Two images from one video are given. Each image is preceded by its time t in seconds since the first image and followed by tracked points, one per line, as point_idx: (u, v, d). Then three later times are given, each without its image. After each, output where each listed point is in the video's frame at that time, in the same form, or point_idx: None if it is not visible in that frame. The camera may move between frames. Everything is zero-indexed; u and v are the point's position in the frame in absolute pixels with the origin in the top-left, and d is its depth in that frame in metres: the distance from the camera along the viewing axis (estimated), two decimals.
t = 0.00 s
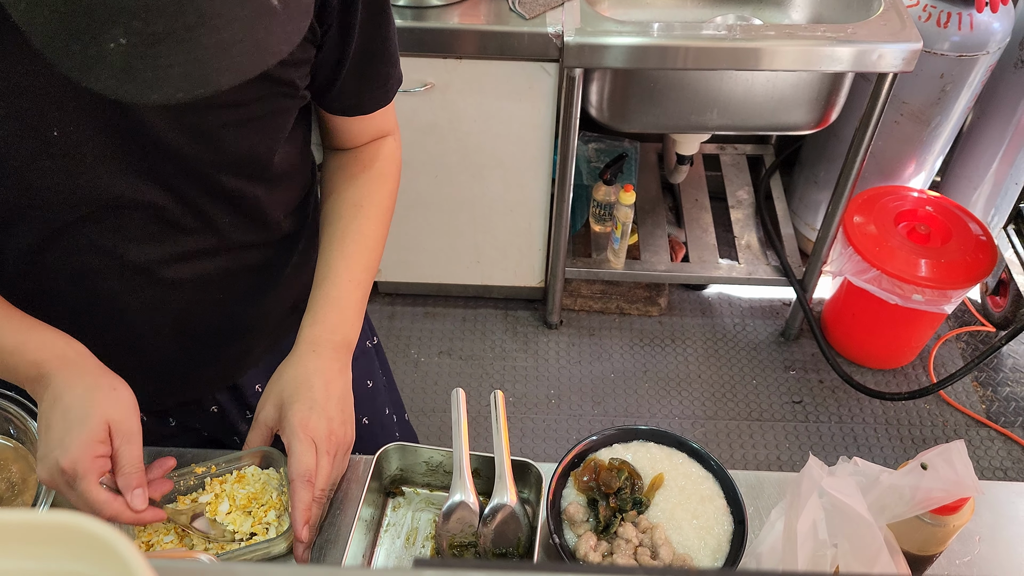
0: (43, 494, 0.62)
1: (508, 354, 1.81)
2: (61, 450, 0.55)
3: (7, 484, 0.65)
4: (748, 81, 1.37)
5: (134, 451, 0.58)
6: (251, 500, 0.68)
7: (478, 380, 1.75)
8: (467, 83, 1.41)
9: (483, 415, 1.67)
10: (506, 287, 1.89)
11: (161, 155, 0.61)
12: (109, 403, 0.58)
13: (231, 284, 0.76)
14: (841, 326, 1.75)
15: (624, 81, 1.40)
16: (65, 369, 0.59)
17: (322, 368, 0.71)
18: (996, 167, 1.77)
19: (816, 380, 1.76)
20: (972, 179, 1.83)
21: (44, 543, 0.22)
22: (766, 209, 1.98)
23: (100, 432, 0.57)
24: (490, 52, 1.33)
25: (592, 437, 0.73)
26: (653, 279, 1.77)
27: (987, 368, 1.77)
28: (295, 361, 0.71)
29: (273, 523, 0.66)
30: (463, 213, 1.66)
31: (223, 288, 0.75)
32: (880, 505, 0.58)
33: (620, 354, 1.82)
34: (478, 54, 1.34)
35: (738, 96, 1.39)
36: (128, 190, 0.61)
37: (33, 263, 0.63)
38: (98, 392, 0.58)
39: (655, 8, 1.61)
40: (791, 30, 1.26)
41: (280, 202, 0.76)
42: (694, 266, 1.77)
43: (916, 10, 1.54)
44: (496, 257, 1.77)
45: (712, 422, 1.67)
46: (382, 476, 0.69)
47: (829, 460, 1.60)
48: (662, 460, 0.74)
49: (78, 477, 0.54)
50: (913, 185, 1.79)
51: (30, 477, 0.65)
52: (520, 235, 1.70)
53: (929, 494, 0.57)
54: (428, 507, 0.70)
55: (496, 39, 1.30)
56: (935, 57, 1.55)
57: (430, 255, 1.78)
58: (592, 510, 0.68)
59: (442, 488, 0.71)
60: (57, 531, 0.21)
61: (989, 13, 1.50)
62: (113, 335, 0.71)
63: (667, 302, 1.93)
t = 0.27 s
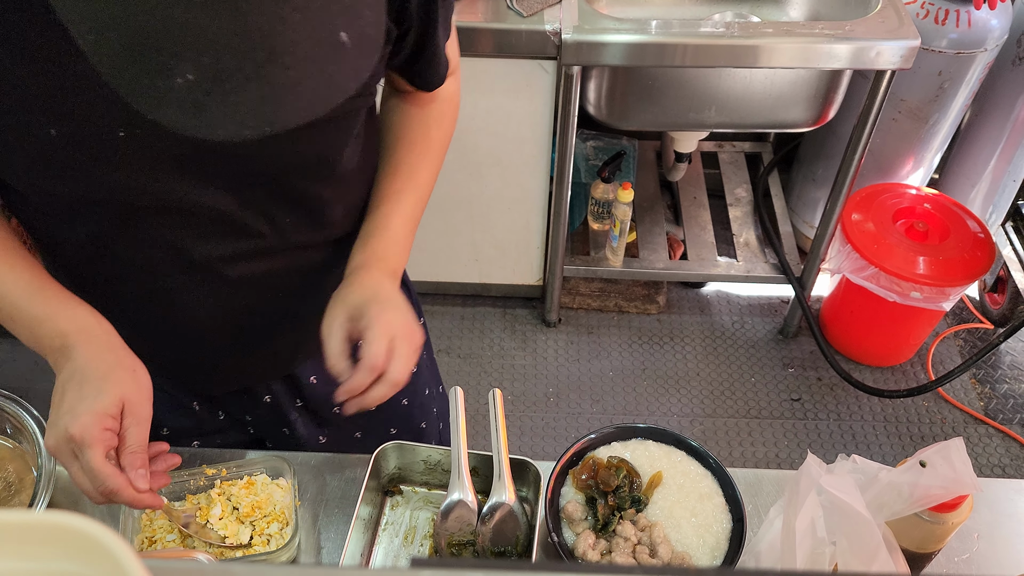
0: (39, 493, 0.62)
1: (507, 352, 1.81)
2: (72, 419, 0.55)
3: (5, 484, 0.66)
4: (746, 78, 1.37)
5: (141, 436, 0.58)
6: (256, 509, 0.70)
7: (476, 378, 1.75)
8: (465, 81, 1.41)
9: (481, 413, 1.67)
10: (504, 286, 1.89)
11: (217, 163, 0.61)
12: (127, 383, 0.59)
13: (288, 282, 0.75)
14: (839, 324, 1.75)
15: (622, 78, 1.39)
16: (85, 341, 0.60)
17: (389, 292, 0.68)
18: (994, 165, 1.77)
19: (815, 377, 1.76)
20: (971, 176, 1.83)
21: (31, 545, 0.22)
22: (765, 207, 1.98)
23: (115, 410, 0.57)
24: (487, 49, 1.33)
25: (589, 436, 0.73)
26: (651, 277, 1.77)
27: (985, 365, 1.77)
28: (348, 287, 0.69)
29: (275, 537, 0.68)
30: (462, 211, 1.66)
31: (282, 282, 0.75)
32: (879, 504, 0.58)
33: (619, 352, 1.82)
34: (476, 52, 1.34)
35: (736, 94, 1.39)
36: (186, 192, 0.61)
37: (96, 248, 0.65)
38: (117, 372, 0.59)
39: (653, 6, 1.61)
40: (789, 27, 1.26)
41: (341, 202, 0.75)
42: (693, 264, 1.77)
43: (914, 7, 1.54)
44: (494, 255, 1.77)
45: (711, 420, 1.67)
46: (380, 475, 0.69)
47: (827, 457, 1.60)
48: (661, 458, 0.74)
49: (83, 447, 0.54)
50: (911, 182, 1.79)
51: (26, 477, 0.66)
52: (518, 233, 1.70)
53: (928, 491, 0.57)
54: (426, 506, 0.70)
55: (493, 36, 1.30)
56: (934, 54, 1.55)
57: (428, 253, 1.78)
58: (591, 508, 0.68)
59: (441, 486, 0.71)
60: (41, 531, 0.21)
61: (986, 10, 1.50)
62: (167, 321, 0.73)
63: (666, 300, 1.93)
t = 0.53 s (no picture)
0: (36, 493, 0.62)
1: (505, 350, 1.81)
2: (70, 417, 0.62)
3: (1, 484, 0.66)
4: (744, 76, 1.36)
5: (137, 441, 0.62)
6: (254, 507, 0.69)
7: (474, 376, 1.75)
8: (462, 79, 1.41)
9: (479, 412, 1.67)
10: (502, 284, 1.89)
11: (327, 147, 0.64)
12: (129, 387, 0.63)
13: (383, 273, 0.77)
14: (836, 322, 1.75)
15: (619, 76, 1.39)
16: (111, 341, 0.65)
17: (605, 290, 0.73)
18: (992, 162, 1.78)
19: (813, 374, 1.76)
20: (968, 173, 1.83)
21: (27, 545, 0.22)
22: (763, 204, 1.98)
23: (106, 415, 0.62)
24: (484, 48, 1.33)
25: (587, 434, 0.73)
26: (649, 275, 1.77)
27: (983, 362, 1.77)
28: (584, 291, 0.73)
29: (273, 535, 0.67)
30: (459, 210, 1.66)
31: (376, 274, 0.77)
32: (876, 501, 0.59)
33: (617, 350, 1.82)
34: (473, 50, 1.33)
35: (733, 92, 1.39)
36: (294, 172, 0.64)
37: (202, 221, 0.68)
38: (123, 375, 0.64)
39: (651, 4, 1.61)
40: (786, 25, 1.26)
41: (441, 193, 0.77)
42: (690, 262, 1.77)
43: (911, 4, 1.54)
44: (492, 254, 1.77)
45: (709, 418, 1.67)
46: (378, 473, 0.69)
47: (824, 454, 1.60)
48: (658, 456, 0.74)
49: (69, 447, 0.61)
50: (909, 179, 1.79)
51: (23, 477, 0.66)
52: (516, 232, 1.70)
53: (925, 488, 0.57)
54: (424, 504, 0.70)
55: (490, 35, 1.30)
56: (931, 52, 1.55)
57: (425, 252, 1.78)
58: (588, 506, 0.68)
59: (438, 484, 0.71)
60: (37, 531, 0.21)
61: (983, 8, 1.50)
62: (261, 303, 0.75)
63: (664, 298, 1.93)
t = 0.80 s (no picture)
0: (32, 493, 0.62)
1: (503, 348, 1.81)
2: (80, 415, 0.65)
3: None
4: (741, 74, 1.36)
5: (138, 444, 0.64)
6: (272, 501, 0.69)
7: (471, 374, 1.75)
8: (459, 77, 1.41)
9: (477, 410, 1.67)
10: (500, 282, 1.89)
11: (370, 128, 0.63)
12: (130, 392, 0.65)
13: (417, 249, 0.76)
14: (835, 319, 1.75)
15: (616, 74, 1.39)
16: (121, 344, 0.67)
17: (658, 331, 0.76)
18: (990, 159, 1.78)
19: (811, 372, 1.76)
20: (966, 170, 1.83)
21: (16, 546, 0.21)
22: (761, 202, 1.98)
23: (109, 417, 0.64)
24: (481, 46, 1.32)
25: (583, 432, 0.73)
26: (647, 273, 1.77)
27: (982, 359, 1.77)
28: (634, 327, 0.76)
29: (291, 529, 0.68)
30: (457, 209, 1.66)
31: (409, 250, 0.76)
32: (872, 499, 0.58)
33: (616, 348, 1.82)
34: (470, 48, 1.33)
35: (731, 90, 1.39)
36: (334, 150, 0.63)
37: (237, 191, 0.68)
38: (126, 378, 0.66)
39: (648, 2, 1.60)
40: (784, 22, 1.26)
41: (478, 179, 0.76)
42: (688, 260, 1.77)
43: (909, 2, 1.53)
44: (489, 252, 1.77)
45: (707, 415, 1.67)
46: (374, 472, 0.69)
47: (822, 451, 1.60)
48: (655, 454, 0.74)
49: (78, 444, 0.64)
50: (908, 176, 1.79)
51: (18, 476, 0.66)
52: (514, 230, 1.70)
53: (921, 486, 0.57)
54: (420, 503, 0.70)
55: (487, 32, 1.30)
56: (929, 49, 1.54)
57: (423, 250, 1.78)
58: (585, 504, 0.68)
59: (434, 484, 0.71)
60: (28, 530, 0.21)
61: (980, 5, 1.50)
62: (295, 278, 0.74)
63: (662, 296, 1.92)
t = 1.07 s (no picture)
0: (31, 493, 0.62)
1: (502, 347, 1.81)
2: (98, 408, 0.62)
3: None
4: (740, 72, 1.36)
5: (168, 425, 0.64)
6: (272, 502, 0.70)
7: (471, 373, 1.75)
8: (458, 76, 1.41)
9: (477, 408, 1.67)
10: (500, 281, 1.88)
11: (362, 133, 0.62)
12: (157, 375, 0.65)
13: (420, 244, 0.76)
14: (834, 317, 1.75)
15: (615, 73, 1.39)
16: (134, 338, 0.67)
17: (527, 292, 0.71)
18: (989, 157, 1.78)
19: (811, 370, 1.76)
20: (966, 168, 1.83)
21: (10, 547, 0.21)
22: (760, 200, 1.98)
23: (139, 401, 0.63)
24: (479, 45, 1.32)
25: (582, 431, 0.73)
26: (646, 272, 1.77)
27: (981, 357, 1.77)
28: (502, 275, 0.73)
29: (291, 527, 0.69)
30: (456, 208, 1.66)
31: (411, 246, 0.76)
32: (871, 497, 0.58)
33: (615, 347, 1.82)
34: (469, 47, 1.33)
35: (729, 88, 1.39)
36: (327, 154, 0.63)
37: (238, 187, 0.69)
38: (147, 368, 0.65)
39: None
40: (782, 20, 1.26)
41: (479, 182, 0.75)
42: (688, 258, 1.77)
43: None
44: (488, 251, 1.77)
45: (707, 414, 1.67)
46: (372, 471, 0.69)
47: (821, 450, 1.60)
48: (653, 453, 0.74)
49: (104, 431, 0.61)
50: (907, 174, 1.79)
51: (18, 476, 0.66)
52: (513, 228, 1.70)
53: (919, 484, 0.57)
54: (419, 502, 0.70)
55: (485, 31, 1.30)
56: (928, 47, 1.54)
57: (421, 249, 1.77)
58: (584, 503, 0.68)
59: (433, 483, 0.71)
60: (23, 532, 0.21)
61: (980, 2, 1.50)
62: (300, 269, 0.75)
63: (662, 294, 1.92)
